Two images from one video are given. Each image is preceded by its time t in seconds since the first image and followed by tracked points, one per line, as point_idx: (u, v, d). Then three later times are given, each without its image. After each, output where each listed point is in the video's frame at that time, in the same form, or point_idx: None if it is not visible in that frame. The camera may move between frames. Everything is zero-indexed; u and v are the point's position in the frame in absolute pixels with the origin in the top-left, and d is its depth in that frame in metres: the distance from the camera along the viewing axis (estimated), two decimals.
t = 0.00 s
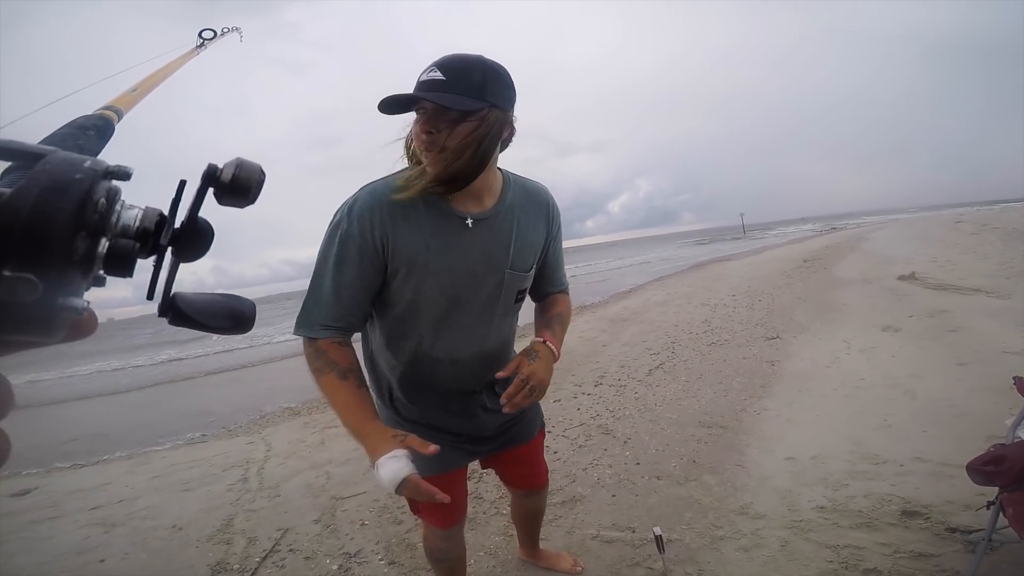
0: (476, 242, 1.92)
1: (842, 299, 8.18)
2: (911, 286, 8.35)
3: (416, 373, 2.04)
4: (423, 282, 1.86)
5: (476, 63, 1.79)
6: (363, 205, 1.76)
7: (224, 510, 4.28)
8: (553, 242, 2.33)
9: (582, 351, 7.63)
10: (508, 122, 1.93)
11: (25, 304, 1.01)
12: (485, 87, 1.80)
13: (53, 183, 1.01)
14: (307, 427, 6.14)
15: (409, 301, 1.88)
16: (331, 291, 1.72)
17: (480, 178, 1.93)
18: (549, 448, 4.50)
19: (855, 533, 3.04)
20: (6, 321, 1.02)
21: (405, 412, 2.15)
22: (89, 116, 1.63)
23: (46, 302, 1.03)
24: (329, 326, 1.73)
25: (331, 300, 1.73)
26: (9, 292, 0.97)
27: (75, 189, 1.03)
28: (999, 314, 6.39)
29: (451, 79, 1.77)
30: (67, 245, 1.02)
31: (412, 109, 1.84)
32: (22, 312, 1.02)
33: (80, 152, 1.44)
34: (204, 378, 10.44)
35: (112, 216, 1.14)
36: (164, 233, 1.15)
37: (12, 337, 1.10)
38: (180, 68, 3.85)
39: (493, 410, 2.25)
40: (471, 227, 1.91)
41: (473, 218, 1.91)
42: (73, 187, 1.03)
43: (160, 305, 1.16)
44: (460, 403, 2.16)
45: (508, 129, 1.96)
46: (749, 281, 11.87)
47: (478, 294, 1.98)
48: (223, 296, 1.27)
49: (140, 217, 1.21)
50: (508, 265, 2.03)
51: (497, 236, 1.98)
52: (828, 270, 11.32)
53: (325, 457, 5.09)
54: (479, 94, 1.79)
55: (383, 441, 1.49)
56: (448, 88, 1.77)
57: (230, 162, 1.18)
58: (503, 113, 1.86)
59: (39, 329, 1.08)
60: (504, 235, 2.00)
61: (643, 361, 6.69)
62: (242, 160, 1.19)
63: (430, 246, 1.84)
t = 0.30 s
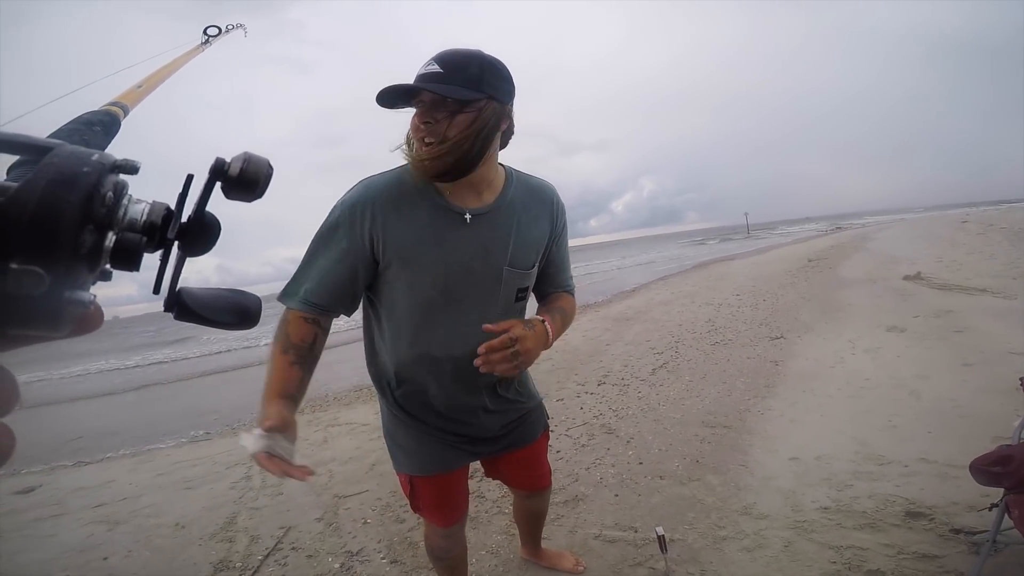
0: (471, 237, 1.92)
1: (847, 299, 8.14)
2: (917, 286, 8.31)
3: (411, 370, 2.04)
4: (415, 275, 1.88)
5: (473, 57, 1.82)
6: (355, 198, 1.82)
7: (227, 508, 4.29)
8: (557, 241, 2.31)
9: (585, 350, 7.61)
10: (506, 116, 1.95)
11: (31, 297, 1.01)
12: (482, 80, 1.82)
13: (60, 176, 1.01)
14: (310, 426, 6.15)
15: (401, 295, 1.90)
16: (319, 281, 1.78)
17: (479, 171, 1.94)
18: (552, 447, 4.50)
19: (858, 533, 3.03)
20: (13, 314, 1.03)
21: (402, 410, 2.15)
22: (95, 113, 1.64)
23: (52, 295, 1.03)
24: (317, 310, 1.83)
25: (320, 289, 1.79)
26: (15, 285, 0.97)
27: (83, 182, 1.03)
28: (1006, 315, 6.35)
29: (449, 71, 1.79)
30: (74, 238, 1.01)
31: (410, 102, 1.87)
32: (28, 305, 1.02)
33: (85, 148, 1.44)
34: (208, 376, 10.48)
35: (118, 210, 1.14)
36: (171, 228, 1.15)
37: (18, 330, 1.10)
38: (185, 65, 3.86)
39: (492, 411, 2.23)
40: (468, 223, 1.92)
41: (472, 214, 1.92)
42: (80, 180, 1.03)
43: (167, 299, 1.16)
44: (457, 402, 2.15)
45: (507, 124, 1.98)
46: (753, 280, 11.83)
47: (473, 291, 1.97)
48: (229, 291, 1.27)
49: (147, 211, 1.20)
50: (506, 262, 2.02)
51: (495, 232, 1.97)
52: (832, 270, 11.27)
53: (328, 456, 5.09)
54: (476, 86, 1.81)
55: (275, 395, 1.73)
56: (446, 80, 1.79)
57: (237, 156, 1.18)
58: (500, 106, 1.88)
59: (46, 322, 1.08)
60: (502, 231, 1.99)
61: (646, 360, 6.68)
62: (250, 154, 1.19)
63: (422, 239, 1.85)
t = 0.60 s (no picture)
0: (466, 239, 1.92)
1: (844, 301, 8.16)
2: (913, 288, 8.33)
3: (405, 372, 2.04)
4: (408, 277, 1.88)
5: (491, 61, 1.86)
6: (348, 201, 1.84)
7: (223, 510, 4.27)
8: (552, 242, 2.31)
9: (582, 352, 7.62)
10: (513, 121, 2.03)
11: (29, 297, 1.01)
12: (499, 86, 1.88)
13: (59, 175, 1.01)
14: (306, 427, 6.13)
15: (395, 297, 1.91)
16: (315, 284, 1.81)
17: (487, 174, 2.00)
18: (550, 449, 4.49)
19: (855, 535, 3.03)
20: (12, 314, 1.02)
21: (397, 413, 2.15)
22: (100, 111, 1.64)
23: (51, 295, 1.03)
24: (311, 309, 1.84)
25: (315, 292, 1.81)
26: (13, 286, 0.97)
27: (82, 181, 1.03)
28: (1002, 317, 6.36)
29: (471, 73, 1.81)
30: (73, 237, 1.01)
31: (426, 100, 1.85)
32: (27, 305, 1.01)
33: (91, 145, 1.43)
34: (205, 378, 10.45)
35: (120, 209, 1.13)
36: (173, 227, 1.13)
37: (18, 331, 1.10)
38: (192, 64, 3.86)
39: (487, 413, 2.23)
40: (468, 225, 1.92)
41: (471, 215, 1.93)
42: (80, 178, 1.03)
43: (169, 299, 1.14)
44: (452, 405, 2.14)
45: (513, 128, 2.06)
46: (751, 283, 11.85)
47: (469, 292, 1.97)
48: (232, 291, 1.25)
49: (148, 211, 1.19)
50: (501, 263, 2.02)
51: (491, 234, 1.97)
52: (829, 272, 11.29)
53: (325, 457, 5.08)
54: (494, 92, 1.86)
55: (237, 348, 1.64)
56: (469, 82, 1.81)
57: (240, 154, 1.17)
58: (512, 112, 1.96)
59: (45, 323, 1.07)
60: (498, 233, 2.00)
61: (644, 362, 6.68)
62: (253, 153, 1.18)
63: (415, 242, 1.86)
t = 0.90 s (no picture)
0: (464, 239, 1.91)
1: (839, 300, 8.18)
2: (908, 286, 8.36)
3: (402, 372, 2.02)
4: (405, 277, 1.86)
5: (505, 68, 1.88)
6: (344, 200, 1.81)
7: (220, 513, 4.24)
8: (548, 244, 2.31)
9: (579, 352, 7.61)
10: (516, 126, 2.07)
11: (23, 305, 0.98)
12: (511, 92, 1.91)
13: (53, 182, 0.99)
14: (303, 429, 6.10)
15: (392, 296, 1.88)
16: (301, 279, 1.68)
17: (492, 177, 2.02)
18: (547, 450, 4.48)
19: (853, 534, 3.03)
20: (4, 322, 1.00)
21: (393, 414, 2.12)
22: (94, 116, 1.62)
23: (43, 303, 1.00)
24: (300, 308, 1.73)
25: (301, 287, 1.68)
26: (7, 293, 0.94)
27: (75, 187, 1.01)
28: (996, 314, 6.39)
29: (491, 80, 1.82)
30: (67, 244, 0.99)
31: (443, 103, 1.81)
32: (19, 313, 0.99)
33: (85, 150, 1.42)
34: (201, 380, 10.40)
35: (113, 216, 1.09)
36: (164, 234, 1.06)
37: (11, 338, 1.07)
38: (183, 69, 3.85)
39: (485, 412, 2.22)
40: (466, 227, 1.92)
41: (470, 216, 1.93)
42: (73, 184, 1.01)
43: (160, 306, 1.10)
44: (449, 406, 2.13)
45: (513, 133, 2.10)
46: (747, 281, 11.88)
47: (466, 292, 1.95)
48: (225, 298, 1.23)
49: (142, 216, 1.13)
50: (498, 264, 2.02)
51: (487, 235, 1.97)
52: (825, 270, 11.33)
53: (322, 459, 5.06)
54: (509, 98, 1.89)
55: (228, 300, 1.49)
56: (489, 88, 1.81)
57: (233, 162, 1.16)
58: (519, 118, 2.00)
59: (37, 330, 1.05)
60: (494, 234, 1.99)
61: (641, 362, 6.68)
62: (246, 160, 1.16)
63: (413, 241, 1.85)
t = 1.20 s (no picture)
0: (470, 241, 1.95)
1: (835, 301, 8.20)
2: (903, 286, 8.38)
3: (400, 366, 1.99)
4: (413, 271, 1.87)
5: (503, 75, 1.89)
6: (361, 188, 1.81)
7: (215, 516, 4.22)
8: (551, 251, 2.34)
9: (576, 354, 7.61)
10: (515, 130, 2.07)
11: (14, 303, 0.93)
12: (511, 98, 1.92)
13: (47, 183, 0.96)
14: (299, 432, 6.09)
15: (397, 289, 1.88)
16: (298, 238, 1.60)
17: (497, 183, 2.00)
18: (544, 452, 4.47)
19: (850, 535, 3.02)
20: None
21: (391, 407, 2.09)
22: (83, 117, 1.61)
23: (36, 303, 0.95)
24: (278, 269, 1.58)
25: (295, 246, 1.59)
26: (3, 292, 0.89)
27: (70, 187, 0.98)
28: (991, 314, 6.41)
29: (492, 88, 1.83)
30: (63, 243, 0.95)
31: (448, 114, 1.79)
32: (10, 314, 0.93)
33: (74, 151, 1.41)
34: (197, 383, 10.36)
35: (105, 216, 1.05)
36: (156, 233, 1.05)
37: None
38: (175, 68, 3.83)
39: (484, 411, 2.22)
40: (479, 230, 1.97)
41: (482, 220, 1.97)
42: (67, 185, 0.98)
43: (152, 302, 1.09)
44: (450, 403, 2.12)
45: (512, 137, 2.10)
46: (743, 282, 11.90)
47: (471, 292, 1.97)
48: (216, 296, 1.20)
49: (133, 217, 1.11)
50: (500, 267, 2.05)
51: (492, 239, 2.01)
52: (821, 271, 11.35)
53: (318, 462, 5.04)
54: (510, 104, 1.90)
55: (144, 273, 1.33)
56: (491, 96, 1.82)
57: (223, 163, 1.14)
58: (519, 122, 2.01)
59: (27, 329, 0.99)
60: (496, 239, 2.02)
61: (638, 363, 6.68)
62: (235, 160, 1.15)
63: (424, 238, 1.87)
